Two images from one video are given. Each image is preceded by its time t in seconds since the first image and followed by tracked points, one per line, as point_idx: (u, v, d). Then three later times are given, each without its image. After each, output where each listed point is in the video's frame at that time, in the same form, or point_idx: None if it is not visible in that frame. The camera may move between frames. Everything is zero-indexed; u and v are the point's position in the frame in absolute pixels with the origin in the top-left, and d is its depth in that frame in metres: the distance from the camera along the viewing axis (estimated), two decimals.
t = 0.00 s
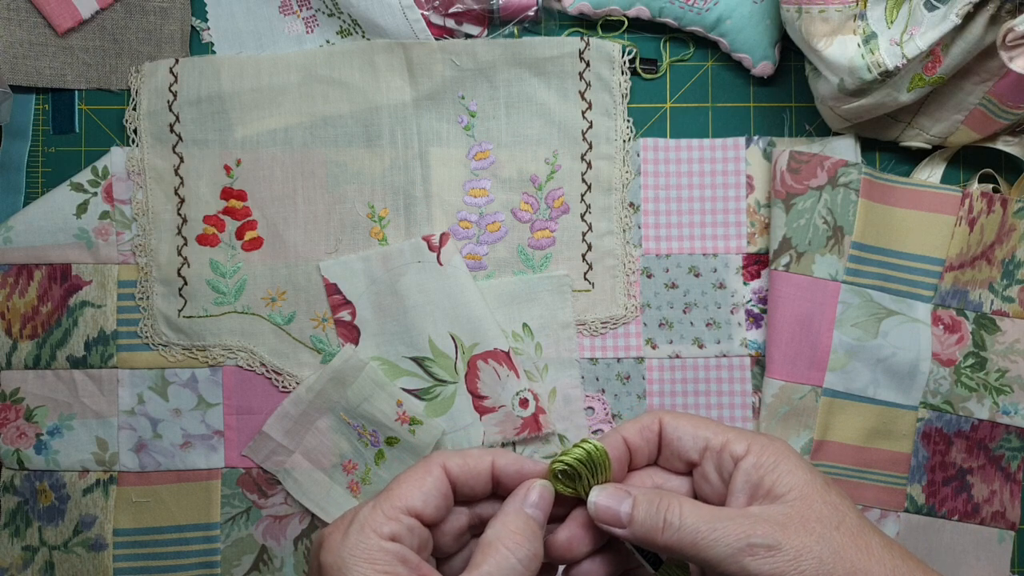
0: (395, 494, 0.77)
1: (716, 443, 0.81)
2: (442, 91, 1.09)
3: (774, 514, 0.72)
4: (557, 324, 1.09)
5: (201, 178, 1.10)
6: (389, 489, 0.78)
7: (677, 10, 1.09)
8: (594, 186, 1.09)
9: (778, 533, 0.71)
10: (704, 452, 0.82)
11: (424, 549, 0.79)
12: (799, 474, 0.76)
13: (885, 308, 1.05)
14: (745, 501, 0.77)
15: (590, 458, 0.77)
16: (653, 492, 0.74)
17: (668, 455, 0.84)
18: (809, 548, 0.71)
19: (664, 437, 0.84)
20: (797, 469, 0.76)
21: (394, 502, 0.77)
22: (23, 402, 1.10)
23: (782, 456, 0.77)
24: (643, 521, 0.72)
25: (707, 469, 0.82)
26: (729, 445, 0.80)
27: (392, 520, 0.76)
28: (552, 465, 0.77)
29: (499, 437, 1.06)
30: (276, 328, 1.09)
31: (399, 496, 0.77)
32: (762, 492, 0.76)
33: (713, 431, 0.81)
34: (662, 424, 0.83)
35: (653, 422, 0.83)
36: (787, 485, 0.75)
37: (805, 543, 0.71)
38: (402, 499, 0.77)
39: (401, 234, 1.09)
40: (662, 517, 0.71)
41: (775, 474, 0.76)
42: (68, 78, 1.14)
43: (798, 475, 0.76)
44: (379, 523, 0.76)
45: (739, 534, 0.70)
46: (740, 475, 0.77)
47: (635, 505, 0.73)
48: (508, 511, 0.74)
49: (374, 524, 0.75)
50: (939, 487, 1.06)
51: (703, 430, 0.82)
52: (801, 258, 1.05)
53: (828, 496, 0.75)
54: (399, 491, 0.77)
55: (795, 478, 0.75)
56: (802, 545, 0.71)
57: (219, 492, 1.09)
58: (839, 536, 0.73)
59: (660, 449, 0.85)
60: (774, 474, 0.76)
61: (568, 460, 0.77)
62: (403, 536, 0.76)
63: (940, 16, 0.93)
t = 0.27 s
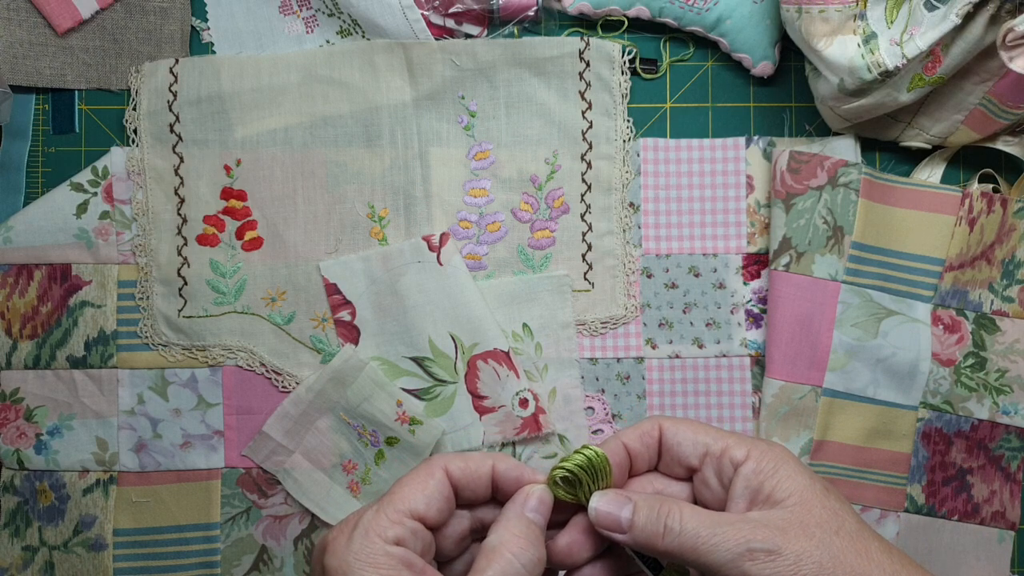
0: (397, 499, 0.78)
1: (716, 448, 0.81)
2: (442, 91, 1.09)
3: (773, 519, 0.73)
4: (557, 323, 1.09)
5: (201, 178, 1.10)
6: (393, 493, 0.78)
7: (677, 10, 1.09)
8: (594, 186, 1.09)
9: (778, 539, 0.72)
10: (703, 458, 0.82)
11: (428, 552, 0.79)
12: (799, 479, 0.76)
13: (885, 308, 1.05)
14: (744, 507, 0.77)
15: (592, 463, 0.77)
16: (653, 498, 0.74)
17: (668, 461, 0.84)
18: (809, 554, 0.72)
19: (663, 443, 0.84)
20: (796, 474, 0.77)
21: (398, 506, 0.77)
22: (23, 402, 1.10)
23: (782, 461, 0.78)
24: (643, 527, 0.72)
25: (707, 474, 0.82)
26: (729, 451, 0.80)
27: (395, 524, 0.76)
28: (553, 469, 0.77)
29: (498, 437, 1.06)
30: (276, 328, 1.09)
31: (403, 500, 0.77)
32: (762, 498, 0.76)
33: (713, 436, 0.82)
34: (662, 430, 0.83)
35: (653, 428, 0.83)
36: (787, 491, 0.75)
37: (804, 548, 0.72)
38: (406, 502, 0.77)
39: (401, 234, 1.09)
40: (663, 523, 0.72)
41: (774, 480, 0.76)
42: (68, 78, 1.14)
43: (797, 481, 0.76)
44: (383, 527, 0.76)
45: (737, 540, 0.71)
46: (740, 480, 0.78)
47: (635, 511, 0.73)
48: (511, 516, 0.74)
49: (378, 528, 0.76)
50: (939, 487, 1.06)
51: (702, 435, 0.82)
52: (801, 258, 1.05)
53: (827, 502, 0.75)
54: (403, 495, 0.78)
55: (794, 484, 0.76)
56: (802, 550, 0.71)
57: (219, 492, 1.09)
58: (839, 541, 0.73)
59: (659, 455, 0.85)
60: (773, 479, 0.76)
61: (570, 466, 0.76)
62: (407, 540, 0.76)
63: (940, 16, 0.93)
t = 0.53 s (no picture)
0: (393, 503, 0.78)
1: (713, 453, 0.81)
2: (442, 91, 1.09)
3: (771, 520, 0.74)
4: (557, 323, 1.09)
5: (201, 178, 1.10)
6: (391, 496, 0.79)
7: (677, 10, 1.09)
8: (594, 186, 1.09)
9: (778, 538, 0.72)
10: (701, 463, 0.82)
11: (423, 556, 0.80)
12: (795, 482, 0.77)
13: (886, 308, 1.05)
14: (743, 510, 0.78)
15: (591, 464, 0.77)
16: (653, 500, 0.74)
17: (665, 466, 0.85)
18: (808, 551, 0.72)
19: (661, 449, 0.84)
20: (793, 478, 0.78)
21: (393, 509, 0.78)
22: (23, 402, 1.10)
23: (778, 466, 0.79)
24: (644, 529, 0.72)
25: (705, 479, 0.82)
26: (726, 456, 0.81)
27: (390, 527, 0.77)
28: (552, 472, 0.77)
29: (498, 437, 1.06)
30: (276, 328, 1.09)
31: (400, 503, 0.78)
32: (760, 501, 0.77)
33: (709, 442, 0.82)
34: (660, 436, 0.83)
35: (651, 434, 0.83)
36: (784, 494, 0.76)
37: (803, 546, 0.72)
38: (402, 506, 0.78)
39: (401, 234, 1.09)
40: (663, 525, 0.71)
41: (770, 486, 0.77)
42: (68, 78, 1.14)
43: (794, 484, 0.77)
44: (377, 529, 0.77)
45: (738, 539, 0.71)
46: (738, 484, 0.78)
47: (636, 513, 0.73)
48: (508, 518, 0.75)
49: (373, 531, 0.77)
50: (939, 487, 1.06)
51: (700, 441, 0.82)
52: (801, 258, 1.05)
53: (825, 505, 0.76)
54: (400, 498, 0.78)
55: (791, 487, 0.77)
56: (801, 549, 0.71)
57: (219, 492, 1.09)
58: (837, 541, 0.74)
59: (657, 461, 0.85)
60: (770, 484, 0.77)
61: (570, 468, 0.77)
62: (400, 543, 0.77)
63: (940, 16, 0.93)
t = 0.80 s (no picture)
0: (386, 505, 0.80)
1: (712, 457, 0.82)
2: (442, 91, 1.09)
3: (773, 516, 0.74)
4: (557, 323, 1.08)
5: (201, 178, 1.10)
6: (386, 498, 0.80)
7: (677, 10, 1.09)
8: (594, 186, 1.09)
9: (780, 532, 0.72)
10: (700, 465, 0.83)
11: (415, 556, 0.81)
12: (792, 484, 0.78)
13: (886, 308, 1.05)
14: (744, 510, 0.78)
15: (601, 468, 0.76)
16: (657, 500, 0.74)
17: (663, 466, 0.85)
18: (810, 546, 0.72)
19: (661, 450, 0.84)
20: (791, 479, 0.79)
21: (385, 512, 0.79)
22: (23, 402, 1.10)
23: (776, 470, 0.79)
24: (648, 525, 0.71)
25: (702, 481, 0.83)
26: (724, 460, 0.81)
27: (382, 529, 0.79)
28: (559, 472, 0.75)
29: (498, 437, 1.06)
30: (276, 328, 1.09)
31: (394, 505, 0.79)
32: (760, 501, 0.77)
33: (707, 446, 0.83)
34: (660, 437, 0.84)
35: (652, 434, 0.84)
36: (783, 494, 0.77)
37: (805, 540, 0.72)
38: (394, 510, 0.79)
39: (401, 234, 1.09)
40: (668, 522, 0.71)
41: (768, 488, 0.78)
42: (68, 78, 1.14)
43: (792, 485, 0.78)
44: (368, 532, 0.78)
45: (742, 531, 0.71)
46: (736, 487, 0.79)
47: (641, 509, 0.72)
48: (500, 518, 0.75)
49: (364, 534, 0.78)
50: (939, 487, 1.06)
51: (700, 443, 0.83)
52: (801, 258, 1.05)
53: (824, 504, 0.77)
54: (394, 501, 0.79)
55: (791, 487, 0.78)
56: (802, 546, 0.72)
57: (219, 491, 1.09)
58: (837, 538, 0.74)
59: (655, 460, 0.85)
60: (769, 486, 0.77)
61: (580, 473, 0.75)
62: (392, 545, 0.78)
63: (940, 16, 0.93)
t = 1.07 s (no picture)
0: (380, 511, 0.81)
1: (714, 455, 0.82)
2: (442, 91, 1.09)
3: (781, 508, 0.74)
4: (557, 323, 1.08)
5: (201, 178, 1.10)
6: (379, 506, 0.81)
7: (677, 10, 1.09)
8: (594, 186, 1.09)
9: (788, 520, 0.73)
10: (702, 462, 0.83)
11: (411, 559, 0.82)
12: (796, 480, 0.78)
13: (885, 308, 1.05)
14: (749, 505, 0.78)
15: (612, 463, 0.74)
16: (668, 487, 0.74)
17: (665, 461, 0.85)
18: (818, 538, 0.73)
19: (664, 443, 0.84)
20: (794, 477, 0.79)
21: (378, 518, 0.80)
22: (23, 402, 1.10)
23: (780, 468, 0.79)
24: (657, 511, 0.72)
25: (704, 478, 0.83)
26: (727, 457, 0.81)
27: (376, 536, 0.80)
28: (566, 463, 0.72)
29: (498, 437, 1.06)
30: (276, 328, 1.09)
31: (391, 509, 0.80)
32: (766, 497, 0.77)
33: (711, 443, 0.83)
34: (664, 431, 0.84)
35: (656, 427, 0.84)
36: (788, 490, 0.77)
37: (814, 532, 0.73)
38: (387, 515, 0.80)
39: (401, 234, 1.09)
40: (678, 507, 0.71)
41: (774, 482, 0.78)
42: (68, 78, 1.14)
43: (796, 482, 0.78)
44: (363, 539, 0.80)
45: (752, 518, 0.71)
46: (740, 483, 0.79)
47: (651, 494, 0.72)
48: (491, 523, 0.74)
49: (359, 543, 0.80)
50: (939, 487, 1.06)
51: (700, 442, 0.83)
52: (801, 258, 1.05)
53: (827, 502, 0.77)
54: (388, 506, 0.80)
55: (795, 484, 0.78)
56: (801, 547, 0.72)
57: (219, 491, 1.09)
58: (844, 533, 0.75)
59: (657, 454, 0.85)
60: (768, 486, 0.78)
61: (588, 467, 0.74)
62: (387, 551, 0.79)
63: (940, 16, 0.93)
